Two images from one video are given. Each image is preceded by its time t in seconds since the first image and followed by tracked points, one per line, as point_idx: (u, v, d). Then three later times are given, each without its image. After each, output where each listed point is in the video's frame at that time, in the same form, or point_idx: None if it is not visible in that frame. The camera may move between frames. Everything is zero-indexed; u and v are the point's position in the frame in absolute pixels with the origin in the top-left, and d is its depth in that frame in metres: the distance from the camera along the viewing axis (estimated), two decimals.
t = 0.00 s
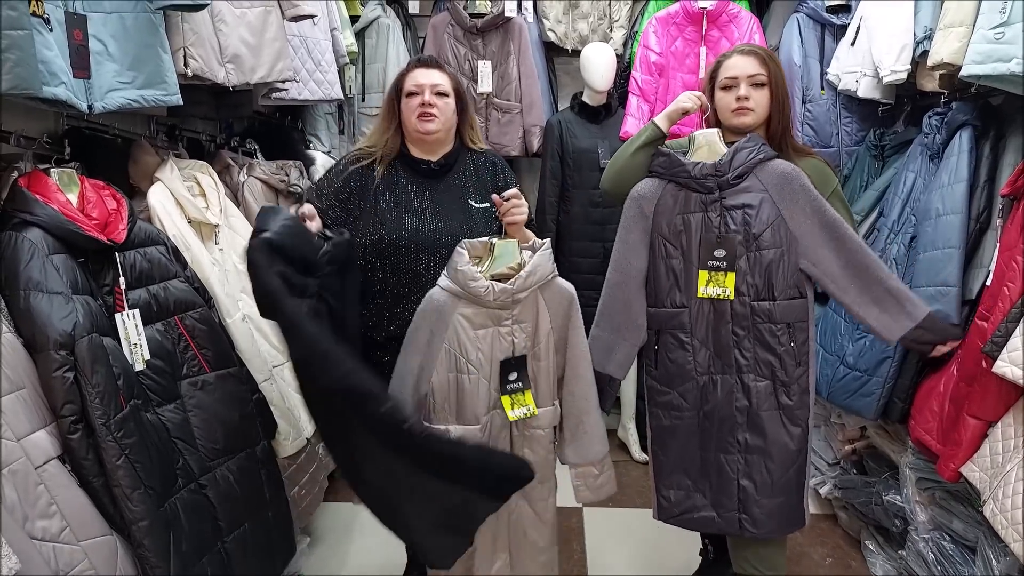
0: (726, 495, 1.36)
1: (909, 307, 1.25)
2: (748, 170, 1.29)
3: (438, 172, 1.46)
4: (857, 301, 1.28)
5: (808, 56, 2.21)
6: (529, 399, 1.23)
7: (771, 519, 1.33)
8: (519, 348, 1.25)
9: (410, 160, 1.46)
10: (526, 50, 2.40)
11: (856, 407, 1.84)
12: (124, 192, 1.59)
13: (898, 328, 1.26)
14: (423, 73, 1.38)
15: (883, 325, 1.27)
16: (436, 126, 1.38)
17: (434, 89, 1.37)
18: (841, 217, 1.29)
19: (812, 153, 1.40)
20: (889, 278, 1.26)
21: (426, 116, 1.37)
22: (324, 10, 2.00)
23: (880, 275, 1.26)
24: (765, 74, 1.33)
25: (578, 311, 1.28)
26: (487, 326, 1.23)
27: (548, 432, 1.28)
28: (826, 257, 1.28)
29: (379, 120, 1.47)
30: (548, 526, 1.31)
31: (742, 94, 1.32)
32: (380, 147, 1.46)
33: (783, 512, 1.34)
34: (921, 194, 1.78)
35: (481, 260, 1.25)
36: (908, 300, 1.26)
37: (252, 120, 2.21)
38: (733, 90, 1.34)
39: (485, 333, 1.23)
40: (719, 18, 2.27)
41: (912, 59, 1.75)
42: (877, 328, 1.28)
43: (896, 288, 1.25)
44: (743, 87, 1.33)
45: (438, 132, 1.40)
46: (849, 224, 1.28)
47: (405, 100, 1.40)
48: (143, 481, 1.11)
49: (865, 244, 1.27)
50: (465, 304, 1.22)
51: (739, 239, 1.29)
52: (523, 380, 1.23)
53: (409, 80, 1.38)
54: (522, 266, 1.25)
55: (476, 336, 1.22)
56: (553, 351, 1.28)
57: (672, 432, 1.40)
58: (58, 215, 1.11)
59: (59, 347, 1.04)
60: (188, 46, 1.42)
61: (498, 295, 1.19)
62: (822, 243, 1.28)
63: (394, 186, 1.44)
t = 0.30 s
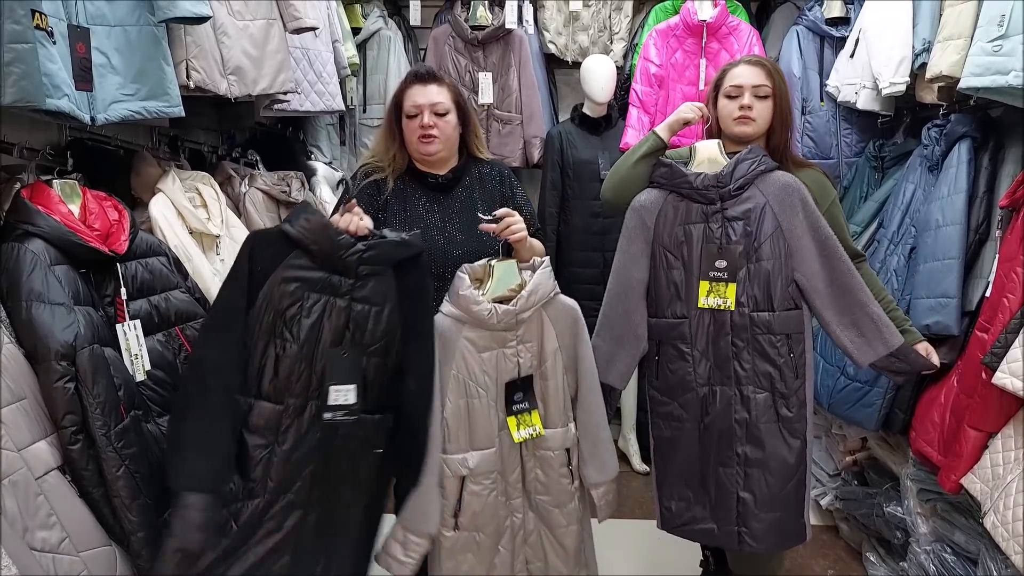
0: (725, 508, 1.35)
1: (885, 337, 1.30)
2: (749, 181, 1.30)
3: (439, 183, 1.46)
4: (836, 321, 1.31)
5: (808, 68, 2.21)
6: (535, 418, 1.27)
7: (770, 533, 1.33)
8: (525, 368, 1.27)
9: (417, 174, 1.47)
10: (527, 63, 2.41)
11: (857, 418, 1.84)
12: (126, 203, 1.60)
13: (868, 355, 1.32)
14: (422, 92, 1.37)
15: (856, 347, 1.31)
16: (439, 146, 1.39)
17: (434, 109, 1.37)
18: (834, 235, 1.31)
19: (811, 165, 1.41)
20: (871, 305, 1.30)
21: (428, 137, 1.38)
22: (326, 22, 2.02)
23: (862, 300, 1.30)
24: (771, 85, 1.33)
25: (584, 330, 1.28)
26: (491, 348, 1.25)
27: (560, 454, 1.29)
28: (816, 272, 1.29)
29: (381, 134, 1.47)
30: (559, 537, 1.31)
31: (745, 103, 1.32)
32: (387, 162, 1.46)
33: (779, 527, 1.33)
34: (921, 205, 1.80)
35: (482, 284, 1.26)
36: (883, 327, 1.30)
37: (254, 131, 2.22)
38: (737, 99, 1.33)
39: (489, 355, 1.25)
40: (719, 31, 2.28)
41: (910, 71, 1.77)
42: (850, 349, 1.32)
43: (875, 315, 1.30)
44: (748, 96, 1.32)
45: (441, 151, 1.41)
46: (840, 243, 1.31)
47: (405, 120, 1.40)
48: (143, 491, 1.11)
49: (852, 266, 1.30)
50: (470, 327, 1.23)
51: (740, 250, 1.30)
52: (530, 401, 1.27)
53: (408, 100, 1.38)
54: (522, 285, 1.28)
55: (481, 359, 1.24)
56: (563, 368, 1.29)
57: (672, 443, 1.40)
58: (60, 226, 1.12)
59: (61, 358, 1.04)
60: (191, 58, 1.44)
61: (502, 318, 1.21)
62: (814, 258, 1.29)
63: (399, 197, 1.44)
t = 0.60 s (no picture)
0: (728, 510, 1.35)
1: (889, 337, 1.31)
2: (749, 185, 1.30)
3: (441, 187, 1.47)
4: (841, 323, 1.32)
5: (809, 73, 2.22)
6: (535, 430, 1.26)
7: (772, 534, 1.33)
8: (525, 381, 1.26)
9: (424, 180, 1.47)
10: (527, 67, 2.41)
11: (857, 423, 1.85)
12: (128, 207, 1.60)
13: (872, 354, 1.32)
14: (425, 99, 1.36)
15: (860, 348, 1.32)
16: (443, 153, 1.39)
17: (438, 116, 1.36)
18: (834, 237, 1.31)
19: (810, 167, 1.40)
20: (873, 305, 1.30)
21: (433, 144, 1.38)
22: (328, 27, 2.03)
23: (864, 301, 1.30)
24: (764, 93, 1.33)
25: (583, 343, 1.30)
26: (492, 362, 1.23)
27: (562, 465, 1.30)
28: (818, 274, 1.30)
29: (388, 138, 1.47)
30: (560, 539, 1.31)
31: (737, 111, 1.34)
32: (392, 165, 1.46)
33: (783, 526, 1.33)
34: (921, 210, 1.80)
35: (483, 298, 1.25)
36: (887, 327, 1.30)
37: (256, 135, 2.23)
38: (730, 106, 1.35)
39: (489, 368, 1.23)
40: (719, 36, 2.30)
41: (911, 77, 1.79)
42: (854, 351, 1.33)
43: (878, 315, 1.30)
44: (739, 103, 1.34)
45: (445, 157, 1.41)
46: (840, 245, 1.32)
47: (411, 127, 1.39)
48: (147, 493, 1.12)
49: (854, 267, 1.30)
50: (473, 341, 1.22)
51: (740, 253, 1.30)
52: (530, 413, 1.26)
53: (412, 108, 1.37)
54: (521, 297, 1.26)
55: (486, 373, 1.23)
56: (562, 380, 1.29)
57: (674, 445, 1.40)
58: (62, 229, 1.12)
59: (64, 361, 1.05)
60: (194, 63, 1.45)
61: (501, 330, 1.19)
62: (816, 261, 1.30)
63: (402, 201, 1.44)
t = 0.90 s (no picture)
0: (730, 507, 1.35)
1: (867, 350, 1.30)
2: (750, 185, 1.30)
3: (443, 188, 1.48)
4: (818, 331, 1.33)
5: (811, 72, 2.22)
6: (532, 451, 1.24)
7: (775, 531, 1.33)
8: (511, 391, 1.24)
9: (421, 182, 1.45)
10: (529, 69, 2.43)
11: (861, 423, 1.84)
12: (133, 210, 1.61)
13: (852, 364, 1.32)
14: (433, 102, 1.32)
15: (837, 357, 1.32)
16: (448, 159, 1.36)
17: (445, 121, 1.32)
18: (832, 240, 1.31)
19: (813, 167, 1.41)
20: (859, 315, 1.29)
21: (438, 150, 1.34)
22: (330, 30, 2.04)
23: (854, 309, 1.29)
24: (767, 95, 1.32)
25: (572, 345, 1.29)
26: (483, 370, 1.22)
27: (557, 472, 1.30)
28: (815, 276, 1.29)
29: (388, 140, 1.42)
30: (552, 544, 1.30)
31: (738, 114, 1.33)
32: (392, 170, 1.41)
33: (786, 524, 1.33)
34: (925, 210, 1.79)
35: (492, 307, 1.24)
36: (868, 342, 1.30)
37: (260, 137, 2.24)
38: (733, 108, 1.35)
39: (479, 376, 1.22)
40: (721, 36, 2.30)
41: (915, 76, 1.78)
42: (831, 358, 1.33)
43: (862, 326, 1.30)
44: (742, 105, 1.33)
45: (449, 163, 1.38)
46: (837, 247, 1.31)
47: (415, 130, 1.35)
48: (153, 494, 1.12)
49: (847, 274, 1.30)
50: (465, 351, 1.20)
51: (743, 253, 1.30)
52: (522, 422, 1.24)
53: (419, 111, 1.33)
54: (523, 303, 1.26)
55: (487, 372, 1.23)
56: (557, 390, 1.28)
57: (676, 444, 1.40)
58: (68, 232, 1.13)
59: (71, 363, 1.06)
60: (198, 67, 1.45)
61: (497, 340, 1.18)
62: (809, 265, 1.29)
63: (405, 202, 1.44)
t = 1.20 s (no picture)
0: (736, 506, 1.35)
1: (878, 357, 1.30)
2: (765, 186, 1.29)
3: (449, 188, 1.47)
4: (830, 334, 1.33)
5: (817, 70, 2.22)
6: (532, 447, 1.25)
7: (780, 530, 1.33)
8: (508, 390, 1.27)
9: (420, 183, 1.42)
10: (534, 69, 2.43)
11: (869, 424, 1.83)
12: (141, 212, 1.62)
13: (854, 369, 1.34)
14: (429, 106, 1.30)
15: (848, 359, 1.33)
16: (445, 162, 1.34)
17: (443, 124, 1.30)
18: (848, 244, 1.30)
19: (830, 165, 1.40)
20: (871, 321, 1.30)
21: (436, 154, 1.32)
22: (336, 32, 2.04)
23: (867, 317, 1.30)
24: (791, 94, 1.29)
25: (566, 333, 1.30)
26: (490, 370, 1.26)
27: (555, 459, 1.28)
28: (829, 280, 1.28)
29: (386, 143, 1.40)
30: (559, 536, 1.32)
31: (762, 113, 1.30)
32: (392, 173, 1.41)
33: (793, 523, 1.33)
34: (932, 208, 1.78)
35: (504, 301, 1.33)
36: (880, 348, 1.30)
37: (266, 140, 2.25)
38: (756, 106, 1.32)
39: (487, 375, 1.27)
40: (727, 35, 2.30)
41: (922, 74, 1.77)
42: (840, 359, 1.34)
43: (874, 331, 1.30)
44: (766, 105, 1.30)
45: (447, 166, 1.36)
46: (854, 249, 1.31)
47: (412, 133, 1.33)
48: (162, 495, 1.13)
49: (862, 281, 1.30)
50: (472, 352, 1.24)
51: (756, 254, 1.28)
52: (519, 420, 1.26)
53: (415, 114, 1.31)
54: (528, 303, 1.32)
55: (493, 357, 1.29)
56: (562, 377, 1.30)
57: (684, 444, 1.40)
58: (77, 236, 1.14)
59: (80, 365, 1.07)
60: (204, 69, 1.45)
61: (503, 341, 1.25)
62: (825, 267, 1.27)
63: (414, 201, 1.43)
